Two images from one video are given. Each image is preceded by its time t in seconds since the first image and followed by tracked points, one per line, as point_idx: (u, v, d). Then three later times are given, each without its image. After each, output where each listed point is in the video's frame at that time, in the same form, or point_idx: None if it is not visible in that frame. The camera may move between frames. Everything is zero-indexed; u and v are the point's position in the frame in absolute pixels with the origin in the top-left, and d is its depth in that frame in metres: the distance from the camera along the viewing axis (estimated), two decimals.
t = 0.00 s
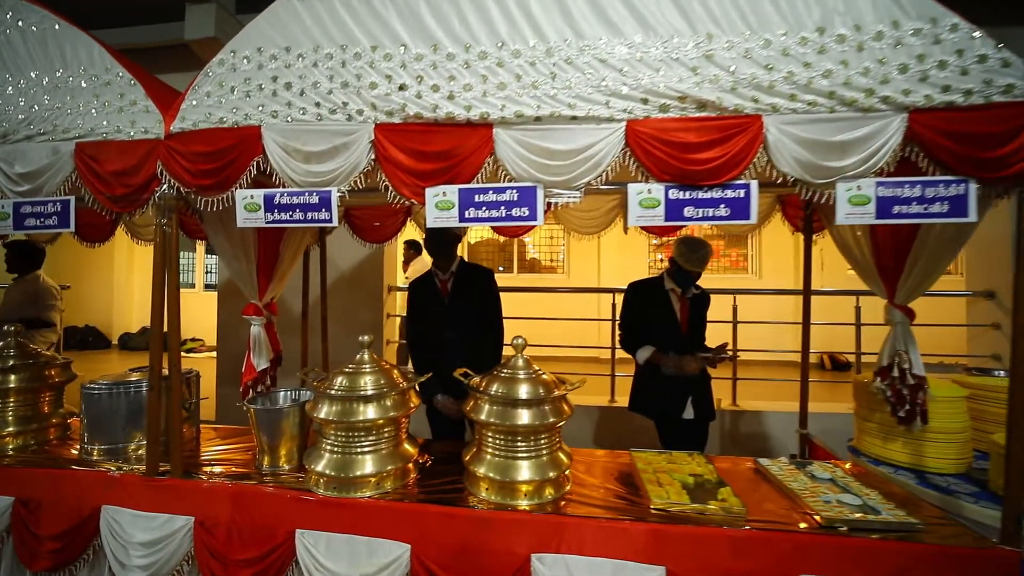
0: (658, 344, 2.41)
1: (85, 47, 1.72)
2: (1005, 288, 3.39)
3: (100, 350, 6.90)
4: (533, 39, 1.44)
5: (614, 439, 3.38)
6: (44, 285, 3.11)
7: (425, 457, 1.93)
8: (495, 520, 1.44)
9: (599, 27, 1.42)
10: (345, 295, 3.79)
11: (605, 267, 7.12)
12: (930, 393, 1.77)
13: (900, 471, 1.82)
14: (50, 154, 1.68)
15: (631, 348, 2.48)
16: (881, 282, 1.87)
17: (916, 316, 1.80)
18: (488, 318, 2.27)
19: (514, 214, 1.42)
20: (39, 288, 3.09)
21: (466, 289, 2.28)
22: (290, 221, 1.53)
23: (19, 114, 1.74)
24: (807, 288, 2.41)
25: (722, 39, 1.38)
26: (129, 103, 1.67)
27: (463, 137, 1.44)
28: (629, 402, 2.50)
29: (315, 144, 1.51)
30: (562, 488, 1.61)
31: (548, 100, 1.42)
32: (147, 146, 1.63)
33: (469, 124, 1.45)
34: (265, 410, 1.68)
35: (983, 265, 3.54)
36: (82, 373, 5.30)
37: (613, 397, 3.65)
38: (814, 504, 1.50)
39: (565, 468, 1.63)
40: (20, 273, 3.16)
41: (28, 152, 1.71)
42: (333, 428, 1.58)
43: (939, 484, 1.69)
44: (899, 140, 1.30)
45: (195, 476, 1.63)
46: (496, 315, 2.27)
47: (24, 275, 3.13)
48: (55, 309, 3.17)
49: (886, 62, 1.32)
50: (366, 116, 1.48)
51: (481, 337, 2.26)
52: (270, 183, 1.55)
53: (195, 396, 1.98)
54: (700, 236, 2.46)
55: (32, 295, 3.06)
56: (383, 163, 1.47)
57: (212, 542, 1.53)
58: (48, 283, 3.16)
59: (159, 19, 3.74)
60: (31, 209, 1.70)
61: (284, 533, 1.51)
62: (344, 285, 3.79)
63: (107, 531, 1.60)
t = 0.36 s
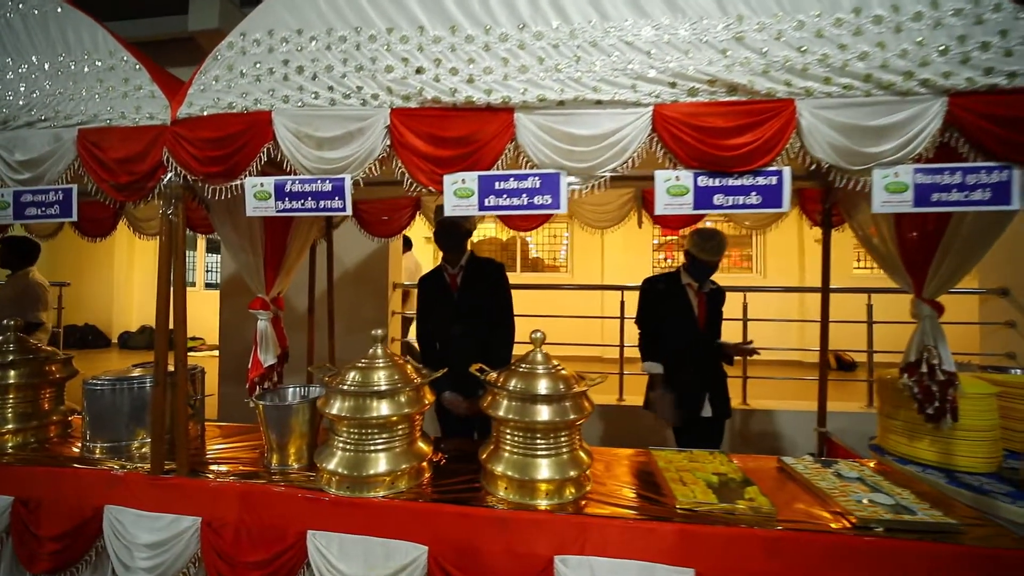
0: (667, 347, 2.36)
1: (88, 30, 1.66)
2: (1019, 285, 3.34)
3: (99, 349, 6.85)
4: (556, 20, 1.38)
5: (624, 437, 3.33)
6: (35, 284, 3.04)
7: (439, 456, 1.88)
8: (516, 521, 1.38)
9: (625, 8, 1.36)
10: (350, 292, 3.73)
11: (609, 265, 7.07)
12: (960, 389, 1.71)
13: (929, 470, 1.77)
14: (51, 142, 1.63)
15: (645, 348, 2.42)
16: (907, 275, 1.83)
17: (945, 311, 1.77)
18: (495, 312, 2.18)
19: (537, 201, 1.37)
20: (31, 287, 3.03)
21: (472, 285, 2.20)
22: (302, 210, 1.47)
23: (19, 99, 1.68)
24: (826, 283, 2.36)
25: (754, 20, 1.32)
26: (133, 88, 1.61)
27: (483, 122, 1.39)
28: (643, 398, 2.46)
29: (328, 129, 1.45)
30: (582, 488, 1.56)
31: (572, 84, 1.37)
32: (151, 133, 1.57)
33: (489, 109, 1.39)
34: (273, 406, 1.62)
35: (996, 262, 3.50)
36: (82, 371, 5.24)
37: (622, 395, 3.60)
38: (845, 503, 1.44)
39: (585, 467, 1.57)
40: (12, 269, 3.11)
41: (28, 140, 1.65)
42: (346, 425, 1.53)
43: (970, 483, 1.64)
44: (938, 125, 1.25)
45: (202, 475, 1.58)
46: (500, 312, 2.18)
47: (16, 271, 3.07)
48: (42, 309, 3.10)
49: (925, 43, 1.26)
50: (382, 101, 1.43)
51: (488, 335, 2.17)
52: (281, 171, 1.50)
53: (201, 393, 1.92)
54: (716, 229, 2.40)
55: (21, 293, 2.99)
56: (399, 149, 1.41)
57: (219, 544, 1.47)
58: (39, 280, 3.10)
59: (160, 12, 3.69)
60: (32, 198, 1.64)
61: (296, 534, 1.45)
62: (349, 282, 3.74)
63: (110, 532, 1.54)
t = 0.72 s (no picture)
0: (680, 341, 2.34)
1: (92, 12, 1.59)
2: None
3: (99, 347, 6.79)
4: None
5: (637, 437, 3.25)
6: (25, 281, 2.96)
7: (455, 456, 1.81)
8: (542, 523, 1.32)
9: None
10: (355, 289, 3.66)
11: (613, 264, 7.01)
12: (996, 386, 1.66)
13: (964, 470, 1.70)
14: (53, 127, 1.56)
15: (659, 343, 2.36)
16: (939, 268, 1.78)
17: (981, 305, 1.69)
18: (511, 309, 1.93)
19: (564, 188, 1.31)
20: (21, 284, 2.95)
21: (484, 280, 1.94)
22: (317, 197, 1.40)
23: (19, 83, 1.61)
24: (848, 278, 2.29)
25: None
26: (138, 71, 1.54)
27: (508, 105, 1.32)
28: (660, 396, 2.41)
29: (344, 113, 1.38)
30: (608, 489, 1.49)
31: (601, 65, 1.30)
32: (158, 117, 1.50)
33: (514, 92, 1.33)
34: (284, 404, 1.56)
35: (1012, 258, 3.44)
36: (83, 370, 5.20)
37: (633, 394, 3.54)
38: (884, 505, 1.38)
39: (611, 467, 1.50)
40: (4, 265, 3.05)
41: (28, 126, 1.58)
42: (361, 423, 1.46)
43: (1009, 483, 1.58)
44: (989, 108, 1.19)
45: (210, 475, 1.51)
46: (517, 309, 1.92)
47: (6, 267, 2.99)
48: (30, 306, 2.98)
49: (976, 21, 1.19)
50: (401, 83, 1.36)
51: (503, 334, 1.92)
52: (294, 157, 1.43)
53: (207, 390, 1.85)
54: (736, 223, 2.33)
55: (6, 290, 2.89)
56: (419, 134, 1.35)
57: (229, 548, 1.40)
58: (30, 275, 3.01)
59: (161, 4, 3.63)
60: (32, 185, 1.57)
61: (310, 537, 1.38)
62: (355, 279, 3.67)
63: (115, 535, 1.47)
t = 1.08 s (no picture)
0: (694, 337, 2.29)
1: None
2: None
3: (100, 347, 6.73)
4: None
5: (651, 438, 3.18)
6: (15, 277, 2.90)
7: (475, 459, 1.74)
8: (573, 530, 1.25)
9: None
10: (362, 287, 3.59)
11: (618, 263, 6.95)
12: None
13: (1003, 472, 1.64)
14: (56, 116, 1.49)
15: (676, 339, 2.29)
16: (976, 264, 1.73)
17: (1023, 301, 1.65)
18: (530, 308, 1.75)
19: (595, 178, 1.25)
20: (11, 281, 2.89)
21: (502, 278, 1.77)
22: (334, 188, 1.33)
23: (20, 70, 1.54)
24: (872, 275, 2.22)
25: None
26: (146, 58, 1.47)
27: (536, 91, 1.26)
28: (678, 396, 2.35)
29: (363, 99, 1.32)
30: (638, 495, 1.42)
31: (634, 48, 1.24)
32: (166, 105, 1.44)
33: (542, 76, 1.26)
34: (297, 405, 1.49)
35: None
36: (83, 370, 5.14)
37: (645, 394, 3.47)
38: (930, 511, 1.31)
39: (640, 471, 1.43)
40: None
41: (29, 114, 1.51)
42: (379, 425, 1.40)
43: None
44: None
45: (221, 480, 1.44)
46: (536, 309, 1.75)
47: None
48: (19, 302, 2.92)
49: None
50: (423, 68, 1.30)
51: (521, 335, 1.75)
52: (310, 145, 1.36)
53: (215, 390, 1.78)
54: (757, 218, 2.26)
55: None
56: (443, 121, 1.29)
57: (242, 557, 1.33)
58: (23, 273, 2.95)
59: None
60: (35, 176, 1.50)
61: (327, 547, 1.32)
62: (362, 277, 3.60)
63: (121, 543, 1.41)
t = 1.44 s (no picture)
0: (713, 341, 2.20)
1: None
2: None
3: (100, 348, 6.69)
4: None
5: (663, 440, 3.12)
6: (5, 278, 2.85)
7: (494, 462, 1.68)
8: (605, 537, 1.19)
9: None
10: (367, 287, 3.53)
11: (623, 263, 6.90)
12: None
13: None
14: (63, 107, 1.44)
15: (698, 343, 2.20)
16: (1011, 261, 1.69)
17: None
18: (552, 307, 1.69)
19: (627, 169, 1.20)
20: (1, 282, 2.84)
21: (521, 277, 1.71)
22: (353, 180, 1.28)
23: (25, 59, 1.48)
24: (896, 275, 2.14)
25: None
26: (156, 46, 1.42)
27: (565, 78, 1.21)
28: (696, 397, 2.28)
29: (385, 87, 1.26)
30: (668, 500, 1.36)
31: (668, 34, 1.19)
32: (177, 94, 1.38)
33: (572, 63, 1.21)
34: (312, 408, 1.43)
35: None
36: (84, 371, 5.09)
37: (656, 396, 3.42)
38: (975, 515, 1.25)
39: (670, 475, 1.37)
40: None
41: (34, 105, 1.45)
42: (399, 427, 1.34)
43: None
44: None
45: (233, 484, 1.38)
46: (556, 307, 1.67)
47: None
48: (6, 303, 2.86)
49: None
50: (447, 55, 1.25)
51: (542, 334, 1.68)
52: (329, 136, 1.31)
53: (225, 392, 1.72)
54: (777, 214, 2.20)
55: None
56: (467, 111, 1.23)
57: (257, 565, 1.28)
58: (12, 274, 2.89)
59: None
60: (40, 169, 1.44)
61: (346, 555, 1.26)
62: (367, 277, 3.54)
63: (130, 550, 1.35)
